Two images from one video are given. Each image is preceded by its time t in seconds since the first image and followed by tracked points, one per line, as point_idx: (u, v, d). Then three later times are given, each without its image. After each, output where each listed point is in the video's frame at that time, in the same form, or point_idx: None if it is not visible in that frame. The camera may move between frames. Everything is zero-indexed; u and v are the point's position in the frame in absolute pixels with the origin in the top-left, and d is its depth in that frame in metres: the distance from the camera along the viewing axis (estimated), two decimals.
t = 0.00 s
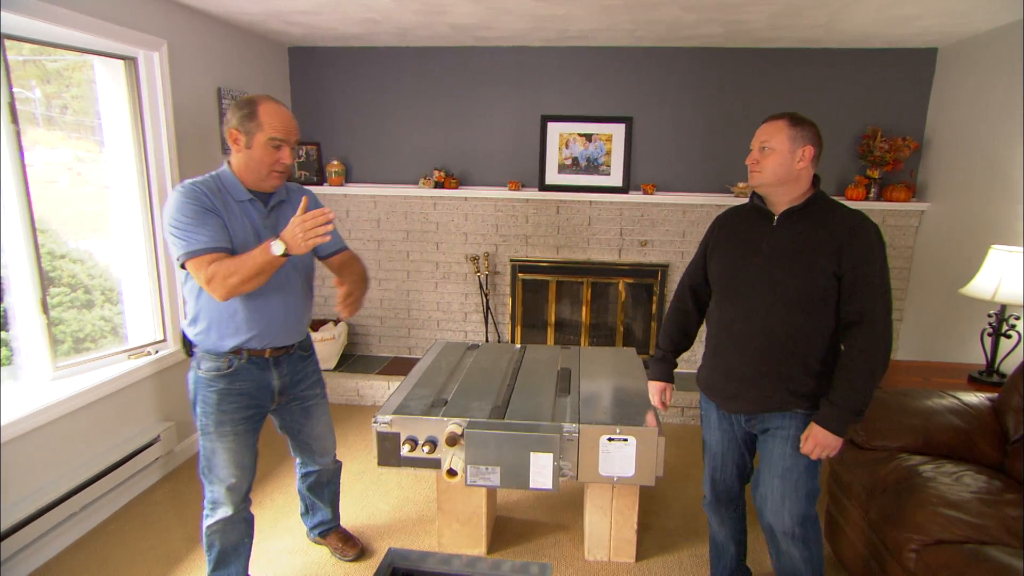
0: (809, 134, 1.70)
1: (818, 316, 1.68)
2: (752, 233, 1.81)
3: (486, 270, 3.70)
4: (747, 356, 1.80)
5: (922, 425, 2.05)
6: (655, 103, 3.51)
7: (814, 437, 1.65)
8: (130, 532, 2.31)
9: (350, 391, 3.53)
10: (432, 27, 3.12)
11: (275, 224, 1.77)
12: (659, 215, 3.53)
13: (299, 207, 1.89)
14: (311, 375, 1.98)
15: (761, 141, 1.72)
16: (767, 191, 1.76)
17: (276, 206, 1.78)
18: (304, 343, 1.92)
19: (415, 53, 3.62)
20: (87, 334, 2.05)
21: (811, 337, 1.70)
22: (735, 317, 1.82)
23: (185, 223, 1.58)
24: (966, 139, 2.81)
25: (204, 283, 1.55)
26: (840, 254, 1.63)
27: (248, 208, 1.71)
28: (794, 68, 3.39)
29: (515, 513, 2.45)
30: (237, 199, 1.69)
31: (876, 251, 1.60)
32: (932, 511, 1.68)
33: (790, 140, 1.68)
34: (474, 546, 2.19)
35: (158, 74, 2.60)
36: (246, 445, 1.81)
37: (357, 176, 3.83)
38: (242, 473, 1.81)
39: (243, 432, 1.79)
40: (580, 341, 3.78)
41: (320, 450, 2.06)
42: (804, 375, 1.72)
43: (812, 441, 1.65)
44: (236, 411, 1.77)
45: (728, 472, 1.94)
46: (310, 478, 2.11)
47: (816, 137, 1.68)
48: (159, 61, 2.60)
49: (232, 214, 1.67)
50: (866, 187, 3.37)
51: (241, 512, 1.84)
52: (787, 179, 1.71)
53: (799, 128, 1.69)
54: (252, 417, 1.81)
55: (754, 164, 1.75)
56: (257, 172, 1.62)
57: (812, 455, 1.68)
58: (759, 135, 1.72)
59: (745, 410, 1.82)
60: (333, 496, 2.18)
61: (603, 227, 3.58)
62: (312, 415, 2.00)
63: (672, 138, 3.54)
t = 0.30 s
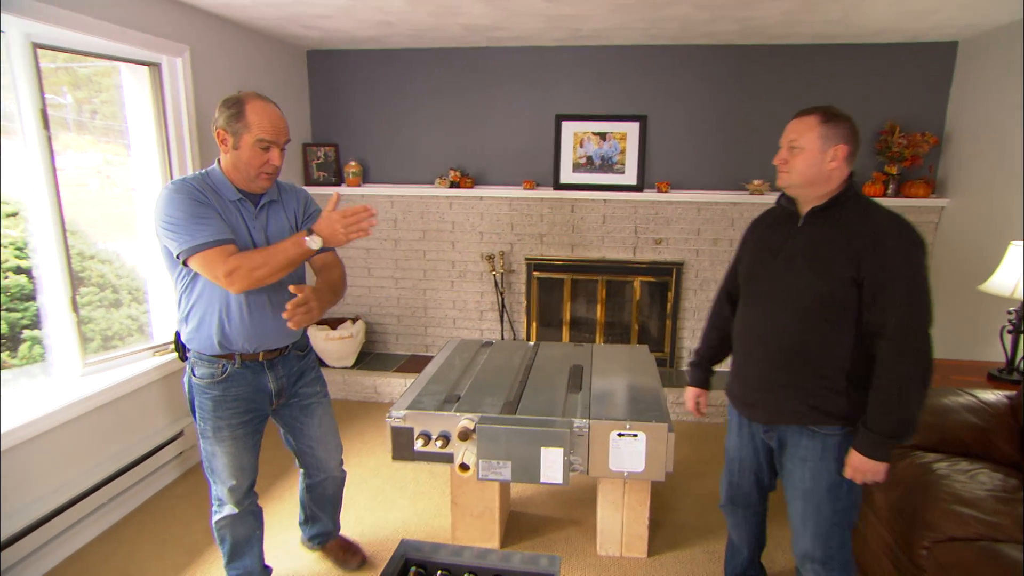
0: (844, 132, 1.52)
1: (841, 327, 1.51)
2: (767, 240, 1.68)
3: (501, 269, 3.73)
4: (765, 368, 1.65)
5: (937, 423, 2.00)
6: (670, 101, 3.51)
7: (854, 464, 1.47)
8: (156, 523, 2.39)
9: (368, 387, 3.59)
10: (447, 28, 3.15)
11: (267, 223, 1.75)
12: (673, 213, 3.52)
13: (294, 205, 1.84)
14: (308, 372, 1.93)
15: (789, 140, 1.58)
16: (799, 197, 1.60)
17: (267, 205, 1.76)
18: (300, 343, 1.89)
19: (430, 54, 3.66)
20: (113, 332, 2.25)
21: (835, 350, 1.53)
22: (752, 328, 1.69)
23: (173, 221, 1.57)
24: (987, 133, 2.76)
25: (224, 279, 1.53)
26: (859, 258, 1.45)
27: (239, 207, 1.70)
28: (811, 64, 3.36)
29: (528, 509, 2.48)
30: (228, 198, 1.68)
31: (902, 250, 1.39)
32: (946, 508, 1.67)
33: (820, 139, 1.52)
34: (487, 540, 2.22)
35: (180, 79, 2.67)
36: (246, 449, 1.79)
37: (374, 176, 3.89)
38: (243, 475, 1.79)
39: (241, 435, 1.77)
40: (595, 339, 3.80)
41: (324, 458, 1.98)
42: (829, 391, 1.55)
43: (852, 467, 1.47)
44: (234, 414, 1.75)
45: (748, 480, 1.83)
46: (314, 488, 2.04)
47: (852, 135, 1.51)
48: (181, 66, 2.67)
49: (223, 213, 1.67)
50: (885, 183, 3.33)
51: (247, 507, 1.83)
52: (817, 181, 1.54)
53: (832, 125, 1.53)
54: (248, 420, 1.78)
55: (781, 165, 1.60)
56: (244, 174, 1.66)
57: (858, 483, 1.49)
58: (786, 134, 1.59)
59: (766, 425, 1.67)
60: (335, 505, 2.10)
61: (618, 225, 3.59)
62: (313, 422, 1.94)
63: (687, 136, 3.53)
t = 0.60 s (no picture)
0: (882, 129, 1.41)
1: (854, 338, 1.41)
2: (788, 247, 1.62)
3: (507, 265, 3.76)
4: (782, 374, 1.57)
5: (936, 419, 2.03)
6: (675, 98, 3.53)
7: (856, 495, 1.33)
8: (166, 513, 2.44)
9: (375, 382, 3.64)
10: (454, 27, 3.19)
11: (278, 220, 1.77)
12: (679, 210, 3.54)
13: (307, 202, 1.83)
14: (320, 372, 1.92)
15: (820, 138, 1.47)
16: (828, 198, 1.50)
17: (281, 202, 1.77)
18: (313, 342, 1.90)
19: (438, 53, 3.70)
20: (127, 326, 2.47)
21: (850, 363, 1.43)
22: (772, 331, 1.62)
23: (190, 217, 1.62)
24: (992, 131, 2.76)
25: (240, 274, 1.57)
26: (871, 263, 1.35)
27: (253, 203, 1.73)
28: (817, 61, 3.36)
29: (531, 501, 2.52)
30: (243, 195, 1.71)
31: (913, 256, 1.27)
32: (941, 500, 1.70)
33: (854, 137, 1.41)
34: (491, 531, 2.27)
35: (192, 78, 2.73)
36: (258, 444, 1.83)
37: (382, 173, 3.93)
38: (252, 469, 1.83)
39: (252, 432, 1.81)
40: (600, 335, 3.82)
41: (325, 461, 1.94)
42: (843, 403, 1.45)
43: (852, 497, 1.34)
44: (244, 411, 1.79)
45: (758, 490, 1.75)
46: (313, 493, 1.97)
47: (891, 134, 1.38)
48: (194, 65, 2.72)
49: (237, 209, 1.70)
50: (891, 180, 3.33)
51: (258, 500, 1.88)
52: (847, 183, 1.44)
53: (870, 123, 1.40)
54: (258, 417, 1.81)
55: (811, 164, 1.49)
56: (255, 173, 1.70)
57: (853, 515, 1.36)
58: (817, 130, 1.47)
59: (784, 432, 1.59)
60: (336, 515, 2.02)
61: (623, 222, 3.62)
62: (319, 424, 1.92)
63: (693, 133, 3.55)
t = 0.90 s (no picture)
0: (888, 122, 1.42)
1: (848, 333, 1.44)
2: (801, 239, 1.64)
3: (507, 263, 3.80)
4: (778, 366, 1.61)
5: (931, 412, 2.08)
6: (673, 97, 3.56)
7: (810, 477, 1.41)
8: (172, 507, 2.49)
9: (377, 378, 3.68)
10: (453, 27, 3.23)
11: (301, 218, 1.80)
12: (677, 208, 3.57)
13: (331, 201, 1.85)
14: (339, 372, 1.96)
15: (826, 134, 1.49)
16: (839, 193, 1.51)
17: (305, 200, 1.80)
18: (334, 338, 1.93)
19: (438, 52, 3.74)
20: (132, 323, 2.43)
21: (840, 357, 1.46)
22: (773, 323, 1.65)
23: (216, 211, 1.67)
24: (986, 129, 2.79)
25: (254, 270, 1.61)
26: (864, 260, 1.37)
27: (278, 201, 1.77)
28: (814, 60, 3.39)
29: (530, 495, 2.56)
30: (269, 192, 1.75)
31: (903, 256, 1.29)
32: (931, 490, 1.75)
33: (860, 131, 1.43)
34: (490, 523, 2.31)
35: (196, 79, 2.77)
36: (272, 436, 1.87)
37: (383, 172, 3.97)
38: (265, 462, 1.86)
39: (266, 423, 1.84)
40: (599, 331, 3.86)
41: (338, 452, 1.99)
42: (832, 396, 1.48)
43: (807, 480, 1.42)
44: (262, 401, 1.83)
45: (762, 486, 1.74)
46: (322, 484, 2.01)
47: (895, 127, 1.40)
48: (197, 66, 2.76)
49: (262, 206, 1.74)
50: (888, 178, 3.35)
51: (268, 496, 1.91)
52: (855, 177, 1.45)
53: (875, 117, 1.42)
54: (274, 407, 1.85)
55: (818, 159, 1.52)
56: (278, 172, 1.74)
57: (808, 494, 1.44)
58: (823, 126, 1.49)
59: (779, 422, 1.64)
60: (343, 508, 2.07)
61: (621, 220, 3.65)
62: (333, 417, 1.96)
63: (691, 131, 3.58)
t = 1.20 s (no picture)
0: (880, 115, 1.45)
1: (832, 318, 1.47)
2: (795, 226, 1.66)
3: (505, 262, 3.83)
4: (766, 352, 1.64)
5: (923, 408, 2.10)
6: (669, 96, 3.59)
7: (807, 449, 1.48)
8: (173, 504, 2.51)
9: (377, 377, 3.71)
10: (450, 28, 3.25)
11: (309, 218, 1.83)
12: (673, 207, 3.60)
13: (339, 202, 1.88)
14: (343, 369, 1.99)
15: (820, 126, 1.52)
16: (831, 184, 1.55)
17: (313, 201, 1.83)
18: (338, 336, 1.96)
19: (435, 53, 3.77)
20: (132, 324, 2.46)
21: (825, 343, 1.49)
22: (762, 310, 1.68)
23: (224, 210, 1.70)
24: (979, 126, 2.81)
25: (262, 269, 1.63)
26: (850, 247, 1.40)
27: (287, 201, 1.80)
28: (809, 58, 3.42)
29: (528, 491, 2.59)
30: (278, 192, 1.78)
31: (888, 242, 1.33)
32: (921, 482, 1.77)
33: (853, 123, 1.46)
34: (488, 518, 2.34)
35: (195, 81, 2.79)
36: (277, 433, 1.88)
37: (382, 172, 4.00)
38: (270, 460, 1.88)
39: (272, 418, 1.87)
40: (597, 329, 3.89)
41: (340, 448, 2.02)
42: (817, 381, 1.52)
43: (805, 453, 1.49)
44: (266, 397, 1.85)
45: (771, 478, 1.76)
46: (322, 479, 2.03)
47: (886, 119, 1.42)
48: (197, 68, 2.79)
49: (271, 206, 1.77)
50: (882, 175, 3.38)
51: (270, 494, 1.92)
52: (848, 167, 1.48)
53: (866, 110, 1.45)
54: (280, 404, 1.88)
55: (812, 151, 1.55)
56: (288, 175, 1.77)
57: (807, 463, 1.51)
58: (817, 120, 1.53)
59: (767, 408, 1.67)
60: (344, 504, 2.09)
61: (618, 218, 3.67)
62: (336, 413, 1.99)
63: (687, 130, 3.61)
